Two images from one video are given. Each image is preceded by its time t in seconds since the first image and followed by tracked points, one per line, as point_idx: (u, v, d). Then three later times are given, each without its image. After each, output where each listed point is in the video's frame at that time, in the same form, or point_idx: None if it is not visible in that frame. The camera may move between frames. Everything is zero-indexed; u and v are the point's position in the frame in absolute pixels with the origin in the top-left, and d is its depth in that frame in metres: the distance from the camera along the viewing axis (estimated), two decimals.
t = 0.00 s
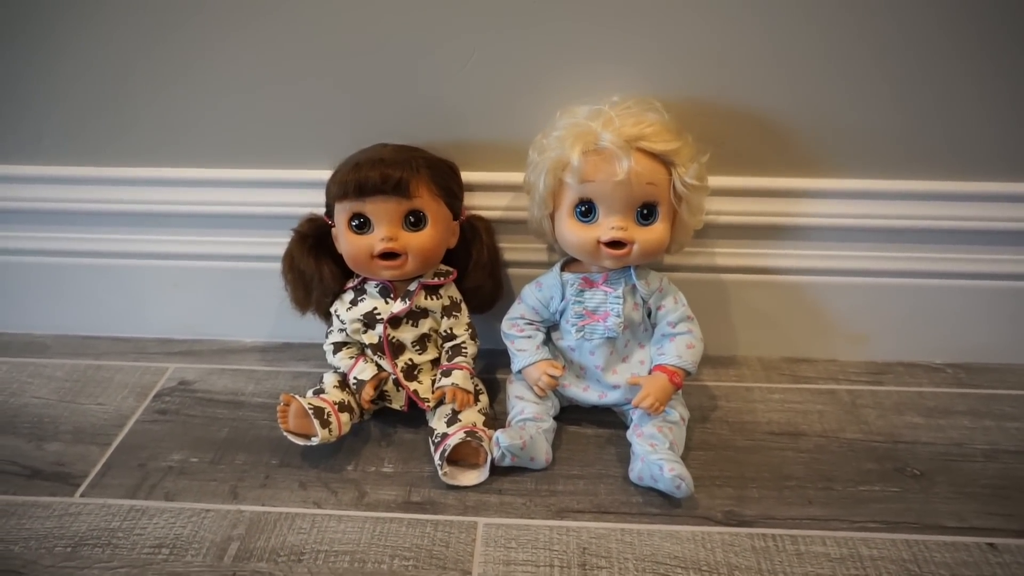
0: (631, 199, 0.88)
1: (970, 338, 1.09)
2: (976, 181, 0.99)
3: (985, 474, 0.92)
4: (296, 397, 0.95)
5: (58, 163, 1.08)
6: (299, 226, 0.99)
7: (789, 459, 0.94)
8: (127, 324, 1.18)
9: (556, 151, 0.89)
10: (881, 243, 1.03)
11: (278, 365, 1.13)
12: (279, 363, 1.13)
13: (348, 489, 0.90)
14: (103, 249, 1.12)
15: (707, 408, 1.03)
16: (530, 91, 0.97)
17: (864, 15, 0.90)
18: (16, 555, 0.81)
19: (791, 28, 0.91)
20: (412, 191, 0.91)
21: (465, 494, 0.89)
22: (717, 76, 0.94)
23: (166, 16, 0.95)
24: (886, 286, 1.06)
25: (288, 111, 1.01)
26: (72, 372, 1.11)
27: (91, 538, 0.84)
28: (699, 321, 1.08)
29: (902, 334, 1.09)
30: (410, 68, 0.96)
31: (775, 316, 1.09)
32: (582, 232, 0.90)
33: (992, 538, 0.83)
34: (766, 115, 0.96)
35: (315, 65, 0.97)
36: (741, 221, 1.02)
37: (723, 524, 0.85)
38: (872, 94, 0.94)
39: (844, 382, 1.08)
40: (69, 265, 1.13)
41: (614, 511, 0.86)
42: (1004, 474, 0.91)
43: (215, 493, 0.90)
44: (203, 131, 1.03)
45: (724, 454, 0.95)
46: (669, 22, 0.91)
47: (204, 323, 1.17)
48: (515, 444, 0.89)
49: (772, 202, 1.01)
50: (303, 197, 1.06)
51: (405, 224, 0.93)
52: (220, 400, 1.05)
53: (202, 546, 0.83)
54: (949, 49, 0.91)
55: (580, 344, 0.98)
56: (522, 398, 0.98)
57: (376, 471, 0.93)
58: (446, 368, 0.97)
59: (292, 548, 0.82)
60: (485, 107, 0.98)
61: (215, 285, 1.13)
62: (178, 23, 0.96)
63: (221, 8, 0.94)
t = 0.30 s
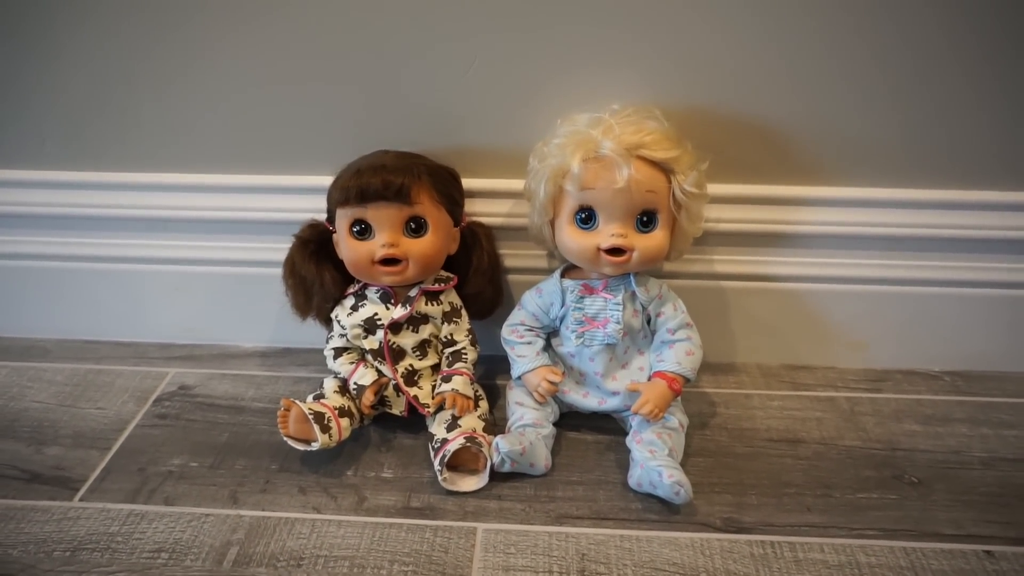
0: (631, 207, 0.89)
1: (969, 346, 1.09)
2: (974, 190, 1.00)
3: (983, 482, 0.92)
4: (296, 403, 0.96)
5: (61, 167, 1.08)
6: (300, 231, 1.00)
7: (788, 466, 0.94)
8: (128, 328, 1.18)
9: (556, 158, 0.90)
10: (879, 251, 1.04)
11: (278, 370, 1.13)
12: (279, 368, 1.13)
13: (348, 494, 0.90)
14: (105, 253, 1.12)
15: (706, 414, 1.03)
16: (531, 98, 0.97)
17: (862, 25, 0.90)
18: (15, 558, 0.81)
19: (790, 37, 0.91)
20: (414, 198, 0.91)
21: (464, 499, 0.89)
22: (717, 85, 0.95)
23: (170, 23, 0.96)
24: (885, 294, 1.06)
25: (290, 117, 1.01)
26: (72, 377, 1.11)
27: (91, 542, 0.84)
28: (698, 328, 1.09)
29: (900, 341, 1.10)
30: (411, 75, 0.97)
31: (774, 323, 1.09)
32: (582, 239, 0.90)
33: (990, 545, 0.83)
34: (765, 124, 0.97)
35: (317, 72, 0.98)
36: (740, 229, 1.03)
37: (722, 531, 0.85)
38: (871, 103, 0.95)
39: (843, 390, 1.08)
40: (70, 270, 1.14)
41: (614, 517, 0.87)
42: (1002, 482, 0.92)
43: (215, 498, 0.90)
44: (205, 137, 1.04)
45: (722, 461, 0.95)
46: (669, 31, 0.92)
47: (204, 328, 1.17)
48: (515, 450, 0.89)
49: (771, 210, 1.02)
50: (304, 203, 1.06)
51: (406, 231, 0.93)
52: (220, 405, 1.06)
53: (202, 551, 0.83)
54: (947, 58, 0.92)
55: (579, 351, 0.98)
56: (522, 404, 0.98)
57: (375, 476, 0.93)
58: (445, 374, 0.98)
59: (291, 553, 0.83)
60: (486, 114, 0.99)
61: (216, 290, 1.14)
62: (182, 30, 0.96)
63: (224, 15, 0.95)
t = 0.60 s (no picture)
0: (623, 209, 0.89)
1: (959, 348, 1.10)
2: (965, 193, 1.01)
3: (973, 483, 0.92)
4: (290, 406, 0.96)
5: (52, 171, 1.08)
6: (293, 235, 1.00)
7: (780, 468, 0.94)
8: (119, 333, 1.18)
9: (549, 161, 0.90)
10: (871, 254, 1.04)
11: (271, 374, 1.13)
12: (272, 372, 1.13)
13: (341, 498, 0.90)
14: (96, 258, 1.11)
15: (699, 417, 1.03)
16: (523, 101, 0.97)
17: (853, 28, 0.91)
18: (5, 565, 0.81)
19: (781, 40, 0.92)
20: (406, 201, 0.91)
21: (458, 502, 0.89)
22: (709, 87, 0.95)
23: (161, 25, 0.96)
24: (876, 296, 1.06)
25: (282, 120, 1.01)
26: (63, 382, 1.11)
27: (82, 548, 0.83)
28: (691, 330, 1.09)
29: (892, 343, 1.10)
30: (404, 78, 0.97)
31: (767, 325, 1.10)
32: (575, 242, 0.91)
33: (981, 546, 0.84)
34: (757, 127, 0.97)
35: (309, 74, 0.97)
36: (733, 231, 1.03)
37: (715, 533, 0.85)
38: (861, 106, 0.96)
39: (835, 391, 1.08)
40: (61, 275, 1.13)
41: (607, 519, 0.87)
42: (993, 483, 0.92)
43: (207, 503, 0.89)
44: (197, 140, 1.04)
45: (715, 463, 0.95)
46: (661, 34, 0.92)
47: (196, 332, 1.17)
48: (508, 453, 0.89)
49: (763, 213, 1.02)
50: (297, 206, 1.06)
51: (399, 234, 0.93)
52: (213, 409, 1.05)
53: (194, 556, 0.82)
54: (937, 62, 0.92)
55: (572, 353, 0.98)
56: (515, 406, 0.98)
57: (368, 480, 0.92)
58: (439, 377, 0.98)
59: (284, 558, 0.82)
60: (479, 117, 0.99)
61: (208, 294, 1.13)
62: (173, 32, 0.96)
63: (215, 17, 0.95)
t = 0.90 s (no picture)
0: (635, 212, 0.89)
1: (971, 353, 1.09)
2: (978, 199, 1.00)
3: (985, 490, 0.92)
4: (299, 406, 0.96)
5: (66, 170, 1.08)
6: (304, 234, 1.00)
7: (790, 472, 0.94)
8: (131, 331, 1.18)
9: (561, 163, 0.90)
10: (883, 259, 1.04)
11: (281, 373, 1.13)
12: (282, 371, 1.13)
13: (349, 497, 0.90)
14: (109, 256, 1.12)
15: (708, 420, 1.03)
16: (535, 103, 0.97)
17: (867, 32, 0.90)
18: (17, 561, 0.81)
19: (795, 43, 0.91)
20: (418, 202, 0.92)
21: (466, 503, 0.89)
22: (722, 90, 0.95)
23: (176, 25, 0.96)
24: (888, 301, 1.06)
25: (295, 120, 1.01)
26: (75, 379, 1.11)
27: (93, 544, 0.84)
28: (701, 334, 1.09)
29: (903, 349, 1.10)
30: (416, 79, 0.97)
31: (777, 329, 1.09)
32: (586, 244, 0.90)
33: (991, 554, 0.83)
34: (770, 130, 0.97)
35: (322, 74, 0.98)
36: (743, 235, 1.03)
37: (723, 537, 0.85)
38: (875, 110, 0.95)
39: (846, 397, 1.08)
40: (74, 272, 1.14)
41: (615, 522, 0.87)
42: (1004, 491, 0.92)
43: (217, 501, 0.90)
44: (209, 139, 1.04)
45: (724, 467, 0.95)
46: (674, 37, 0.92)
47: (207, 331, 1.17)
48: (517, 454, 0.89)
49: (775, 217, 1.02)
50: (308, 206, 1.07)
51: (410, 235, 0.93)
52: (223, 407, 1.06)
53: (204, 554, 0.83)
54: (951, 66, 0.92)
55: (582, 355, 0.98)
56: (524, 408, 0.98)
57: (377, 480, 0.93)
58: (448, 377, 0.98)
59: (292, 556, 0.83)
60: (490, 119, 0.99)
61: (219, 293, 1.14)
62: (187, 32, 0.96)
63: (229, 17, 0.95)
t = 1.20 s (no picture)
0: (625, 207, 0.89)
1: (961, 345, 1.10)
2: (966, 191, 1.01)
3: (974, 480, 0.93)
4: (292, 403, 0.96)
5: (56, 169, 1.08)
6: (295, 231, 1.00)
7: (781, 464, 0.95)
8: (124, 329, 1.19)
9: (551, 159, 0.90)
10: (873, 251, 1.04)
11: (274, 370, 1.13)
12: (275, 368, 1.14)
13: (343, 493, 0.90)
14: (101, 254, 1.12)
15: (700, 413, 1.04)
16: (525, 99, 0.98)
17: (854, 26, 0.91)
18: (10, 559, 0.82)
19: (783, 38, 0.92)
20: (409, 198, 0.92)
21: (459, 498, 0.89)
22: (711, 85, 0.95)
23: (165, 23, 0.96)
24: (878, 294, 1.07)
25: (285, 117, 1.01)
26: (67, 377, 1.11)
27: (87, 542, 0.84)
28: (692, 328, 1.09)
29: (893, 341, 1.10)
30: (406, 75, 0.97)
31: (768, 323, 1.10)
32: (576, 239, 0.91)
33: (981, 542, 0.84)
34: (759, 124, 0.97)
35: (312, 72, 0.98)
36: (733, 229, 1.03)
37: (715, 529, 0.85)
38: (864, 104, 0.96)
39: (837, 389, 1.08)
40: (65, 271, 1.14)
41: (608, 515, 0.87)
42: (993, 480, 0.92)
43: (211, 498, 0.90)
44: (200, 137, 1.04)
45: (716, 460, 0.95)
46: (663, 32, 0.92)
47: (200, 328, 1.18)
48: (510, 449, 0.89)
49: (764, 210, 1.02)
50: (299, 203, 1.07)
51: (401, 231, 0.93)
52: (216, 405, 1.06)
53: (198, 551, 0.83)
54: (938, 59, 0.92)
55: (574, 350, 0.99)
56: (517, 403, 0.99)
57: (370, 476, 0.93)
58: (441, 373, 0.98)
59: (286, 552, 0.83)
60: (481, 115, 0.99)
61: (211, 290, 1.14)
62: (176, 30, 0.96)
63: (218, 15, 0.95)
